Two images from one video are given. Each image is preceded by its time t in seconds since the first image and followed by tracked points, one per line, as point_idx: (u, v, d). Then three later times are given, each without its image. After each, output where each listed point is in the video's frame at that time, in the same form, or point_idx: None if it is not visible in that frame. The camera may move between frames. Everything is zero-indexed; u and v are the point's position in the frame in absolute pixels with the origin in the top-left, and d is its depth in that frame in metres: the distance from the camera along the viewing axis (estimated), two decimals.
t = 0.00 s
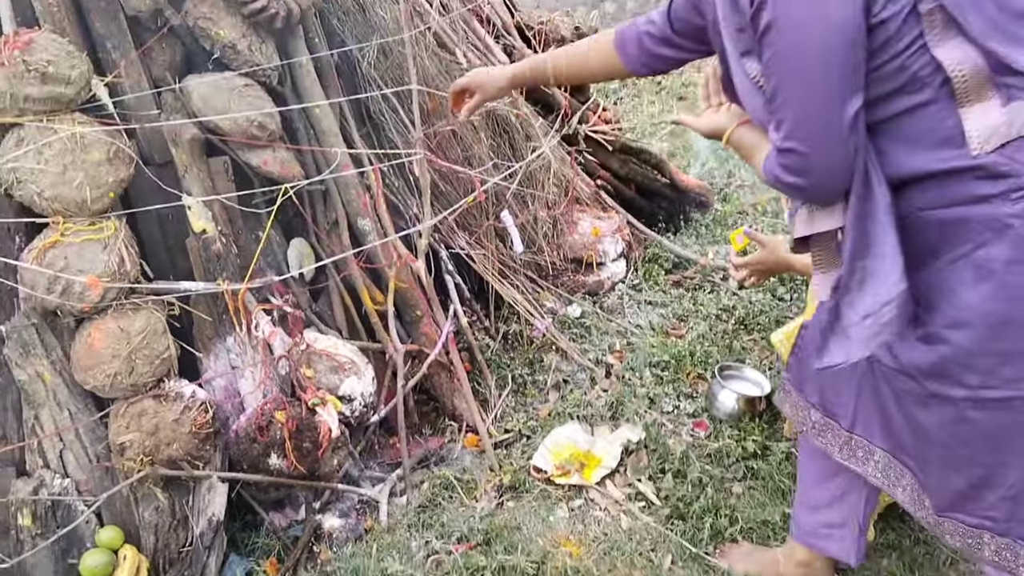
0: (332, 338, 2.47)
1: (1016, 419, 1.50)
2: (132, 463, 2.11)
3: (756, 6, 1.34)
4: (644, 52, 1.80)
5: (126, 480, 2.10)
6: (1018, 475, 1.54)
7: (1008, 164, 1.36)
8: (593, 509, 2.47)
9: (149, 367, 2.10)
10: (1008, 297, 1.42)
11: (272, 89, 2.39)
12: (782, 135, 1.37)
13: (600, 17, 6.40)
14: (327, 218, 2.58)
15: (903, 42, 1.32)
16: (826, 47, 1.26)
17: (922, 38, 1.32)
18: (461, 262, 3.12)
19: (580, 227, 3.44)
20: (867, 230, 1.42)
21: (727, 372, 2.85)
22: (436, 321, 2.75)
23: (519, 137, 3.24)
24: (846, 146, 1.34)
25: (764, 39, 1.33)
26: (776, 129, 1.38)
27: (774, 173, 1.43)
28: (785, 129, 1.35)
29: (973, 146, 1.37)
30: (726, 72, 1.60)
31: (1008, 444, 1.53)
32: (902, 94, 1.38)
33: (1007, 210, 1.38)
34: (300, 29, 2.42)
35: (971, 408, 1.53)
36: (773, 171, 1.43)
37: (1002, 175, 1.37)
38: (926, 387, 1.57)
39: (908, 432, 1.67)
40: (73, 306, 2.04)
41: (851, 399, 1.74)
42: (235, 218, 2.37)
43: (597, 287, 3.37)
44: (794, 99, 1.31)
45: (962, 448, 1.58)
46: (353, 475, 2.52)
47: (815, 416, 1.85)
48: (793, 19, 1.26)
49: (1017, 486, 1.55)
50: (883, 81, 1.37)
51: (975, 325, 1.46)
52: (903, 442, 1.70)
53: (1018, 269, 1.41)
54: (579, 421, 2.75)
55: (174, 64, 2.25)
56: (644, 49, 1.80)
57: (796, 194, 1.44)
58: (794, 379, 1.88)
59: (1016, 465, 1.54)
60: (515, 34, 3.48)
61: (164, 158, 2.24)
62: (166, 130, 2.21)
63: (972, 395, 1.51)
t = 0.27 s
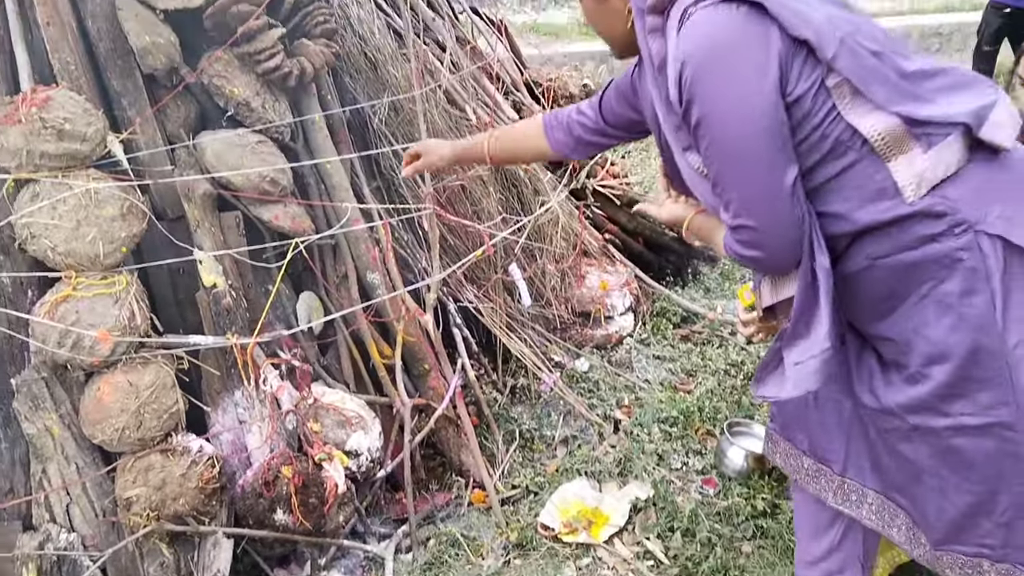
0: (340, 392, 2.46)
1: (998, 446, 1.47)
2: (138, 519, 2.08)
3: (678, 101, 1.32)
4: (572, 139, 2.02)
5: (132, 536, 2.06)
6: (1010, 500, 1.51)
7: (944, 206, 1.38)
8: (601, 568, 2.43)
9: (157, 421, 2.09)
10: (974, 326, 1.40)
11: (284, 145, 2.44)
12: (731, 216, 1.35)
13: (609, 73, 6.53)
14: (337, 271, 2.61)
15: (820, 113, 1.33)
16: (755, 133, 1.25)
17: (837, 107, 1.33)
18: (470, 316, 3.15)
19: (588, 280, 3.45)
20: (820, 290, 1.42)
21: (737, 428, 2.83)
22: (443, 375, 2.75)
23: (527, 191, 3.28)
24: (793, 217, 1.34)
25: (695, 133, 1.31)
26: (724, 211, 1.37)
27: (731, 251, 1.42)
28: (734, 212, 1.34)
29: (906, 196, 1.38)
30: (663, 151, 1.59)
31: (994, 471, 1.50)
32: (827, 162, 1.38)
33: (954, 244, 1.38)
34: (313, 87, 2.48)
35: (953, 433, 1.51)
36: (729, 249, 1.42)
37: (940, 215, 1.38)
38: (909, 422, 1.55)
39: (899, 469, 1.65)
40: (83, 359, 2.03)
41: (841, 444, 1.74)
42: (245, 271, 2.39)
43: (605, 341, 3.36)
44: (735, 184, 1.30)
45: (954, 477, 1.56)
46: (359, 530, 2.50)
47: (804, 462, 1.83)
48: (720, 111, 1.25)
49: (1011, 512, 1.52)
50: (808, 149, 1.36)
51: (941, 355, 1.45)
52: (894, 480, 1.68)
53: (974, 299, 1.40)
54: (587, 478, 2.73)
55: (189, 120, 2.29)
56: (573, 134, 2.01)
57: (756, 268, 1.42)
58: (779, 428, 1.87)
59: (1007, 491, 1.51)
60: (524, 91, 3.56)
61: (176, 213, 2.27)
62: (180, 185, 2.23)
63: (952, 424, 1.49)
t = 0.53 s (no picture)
0: (348, 436, 2.44)
1: (998, 482, 1.46)
2: (145, 562, 2.08)
3: (659, 184, 1.40)
4: (542, 212, 2.12)
5: None
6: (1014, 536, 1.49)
7: (918, 254, 1.42)
8: None
9: (166, 464, 2.08)
10: (963, 366, 1.42)
11: (298, 188, 2.46)
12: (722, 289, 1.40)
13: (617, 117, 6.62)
14: (346, 313, 2.61)
15: (790, 185, 1.39)
16: (735, 208, 1.32)
17: (804, 180, 1.39)
18: (478, 357, 3.13)
19: (596, 323, 3.46)
20: (818, 353, 1.47)
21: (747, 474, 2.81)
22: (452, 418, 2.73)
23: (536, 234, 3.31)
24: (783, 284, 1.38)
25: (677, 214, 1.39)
26: (714, 284, 1.42)
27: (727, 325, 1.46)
28: (725, 284, 1.39)
29: (887, 253, 1.42)
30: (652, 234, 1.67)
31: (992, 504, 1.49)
32: (802, 229, 1.43)
33: (931, 288, 1.41)
34: (326, 132, 2.53)
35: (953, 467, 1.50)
36: (724, 322, 1.47)
37: (915, 263, 1.42)
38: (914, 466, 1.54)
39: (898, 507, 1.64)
40: (94, 402, 2.04)
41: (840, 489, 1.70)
42: (256, 313, 2.39)
43: (614, 384, 3.34)
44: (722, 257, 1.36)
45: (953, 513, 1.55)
46: None
47: (799, 509, 1.79)
48: (699, 190, 1.32)
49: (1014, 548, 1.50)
50: (785, 220, 1.42)
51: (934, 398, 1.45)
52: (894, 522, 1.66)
53: (957, 339, 1.42)
54: (596, 523, 2.70)
55: (203, 164, 2.33)
56: (543, 207, 2.11)
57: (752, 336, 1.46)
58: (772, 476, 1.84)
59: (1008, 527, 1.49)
60: (533, 134, 3.60)
61: (189, 255, 2.29)
62: (193, 229, 2.27)
63: (951, 463, 1.49)
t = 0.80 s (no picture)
0: (353, 455, 2.43)
1: (991, 496, 1.59)
2: None
3: (657, 225, 1.51)
4: (518, 241, 2.27)
5: None
6: (1007, 548, 1.62)
7: (903, 274, 1.52)
8: None
9: (172, 483, 2.08)
10: (951, 381, 1.53)
11: (304, 208, 2.47)
12: (726, 319, 1.50)
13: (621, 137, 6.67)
14: (352, 332, 2.61)
15: (778, 217, 1.50)
16: (732, 240, 1.42)
17: (790, 211, 1.49)
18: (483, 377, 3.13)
19: (601, 342, 3.45)
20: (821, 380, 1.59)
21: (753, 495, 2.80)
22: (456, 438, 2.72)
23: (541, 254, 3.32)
24: (781, 309, 1.48)
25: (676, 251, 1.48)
26: (718, 315, 1.51)
27: (732, 355, 1.55)
28: (729, 313, 1.48)
29: (875, 276, 1.52)
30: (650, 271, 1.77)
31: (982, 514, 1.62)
32: (793, 259, 1.54)
33: (918, 305, 1.52)
34: (333, 151, 2.54)
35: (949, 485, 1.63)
36: (729, 352, 1.55)
37: (900, 283, 1.52)
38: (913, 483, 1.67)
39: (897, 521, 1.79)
40: (100, 420, 2.03)
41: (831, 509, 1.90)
42: (262, 331, 2.40)
43: (619, 404, 3.33)
44: (723, 288, 1.45)
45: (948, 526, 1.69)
46: None
47: (790, 528, 2.02)
48: (696, 227, 1.42)
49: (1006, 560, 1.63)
50: (776, 250, 1.53)
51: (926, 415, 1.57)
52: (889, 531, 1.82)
53: (945, 355, 1.53)
54: (601, 544, 2.68)
55: (210, 183, 2.35)
56: (521, 236, 2.26)
57: (756, 363, 1.55)
58: (761, 496, 2.10)
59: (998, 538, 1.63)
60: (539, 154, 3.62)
61: (196, 273, 2.30)
62: (200, 247, 2.27)
63: (948, 477, 1.61)
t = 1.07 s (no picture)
0: (357, 467, 2.40)
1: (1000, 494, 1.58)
2: None
3: (654, 236, 1.49)
4: (514, 258, 2.25)
5: None
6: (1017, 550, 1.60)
7: (897, 279, 1.52)
8: None
9: (174, 494, 2.06)
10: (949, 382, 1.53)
11: (307, 219, 2.47)
12: (726, 329, 1.48)
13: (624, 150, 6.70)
14: (355, 343, 2.61)
15: (774, 227, 1.49)
16: (731, 250, 1.41)
17: (785, 221, 1.49)
18: (486, 388, 3.13)
19: (605, 354, 3.45)
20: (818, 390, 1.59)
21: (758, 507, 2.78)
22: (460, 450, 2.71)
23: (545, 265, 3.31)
24: (781, 319, 1.47)
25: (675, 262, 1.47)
26: (717, 325, 1.49)
27: (733, 366, 1.53)
28: (729, 323, 1.47)
29: (869, 283, 1.51)
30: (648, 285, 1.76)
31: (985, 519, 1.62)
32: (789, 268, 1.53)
33: (913, 309, 1.51)
34: (337, 162, 2.54)
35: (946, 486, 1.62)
36: (729, 364, 1.54)
37: (894, 288, 1.52)
38: (917, 492, 1.66)
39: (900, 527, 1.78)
40: (103, 431, 2.02)
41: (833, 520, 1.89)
42: (266, 342, 2.39)
43: (622, 417, 3.34)
44: (723, 298, 1.44)
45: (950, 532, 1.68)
46: None
47: (793, 542, 2.01)
48: (695, 237, 1.41)
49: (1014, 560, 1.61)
50: (773, 260, 1.52)
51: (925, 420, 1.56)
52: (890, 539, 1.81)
53: (941, 358, 1.53)
54: (605, 557, 2.67)
55: (214, 194, 2.35)
56: (517, 252, 2.25)
57: (758, 373, 1.53)
58: (762, 509, 2.09)
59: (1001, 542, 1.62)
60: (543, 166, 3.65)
61: (199, 284, 2.30)
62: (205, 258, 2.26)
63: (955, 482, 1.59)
